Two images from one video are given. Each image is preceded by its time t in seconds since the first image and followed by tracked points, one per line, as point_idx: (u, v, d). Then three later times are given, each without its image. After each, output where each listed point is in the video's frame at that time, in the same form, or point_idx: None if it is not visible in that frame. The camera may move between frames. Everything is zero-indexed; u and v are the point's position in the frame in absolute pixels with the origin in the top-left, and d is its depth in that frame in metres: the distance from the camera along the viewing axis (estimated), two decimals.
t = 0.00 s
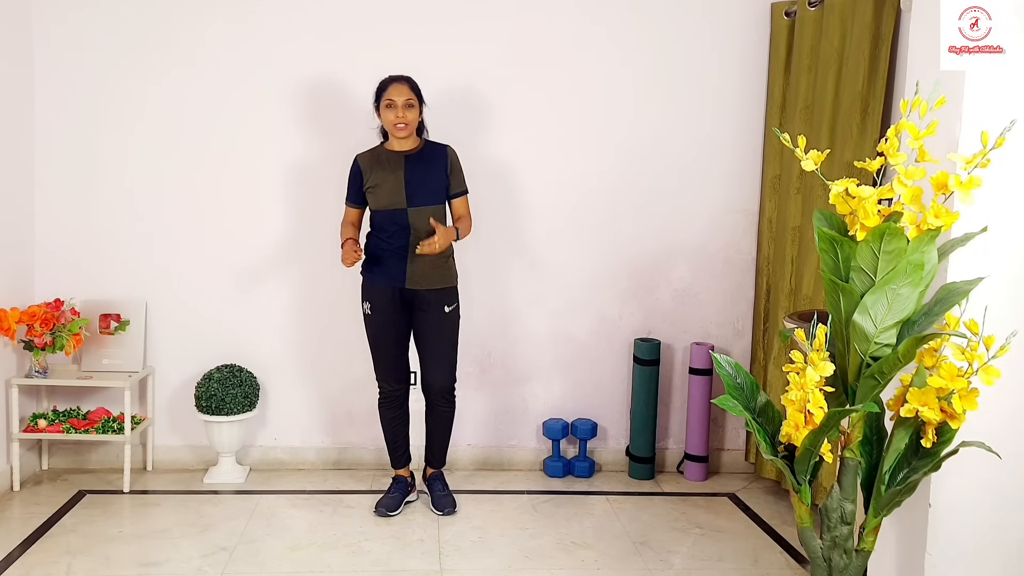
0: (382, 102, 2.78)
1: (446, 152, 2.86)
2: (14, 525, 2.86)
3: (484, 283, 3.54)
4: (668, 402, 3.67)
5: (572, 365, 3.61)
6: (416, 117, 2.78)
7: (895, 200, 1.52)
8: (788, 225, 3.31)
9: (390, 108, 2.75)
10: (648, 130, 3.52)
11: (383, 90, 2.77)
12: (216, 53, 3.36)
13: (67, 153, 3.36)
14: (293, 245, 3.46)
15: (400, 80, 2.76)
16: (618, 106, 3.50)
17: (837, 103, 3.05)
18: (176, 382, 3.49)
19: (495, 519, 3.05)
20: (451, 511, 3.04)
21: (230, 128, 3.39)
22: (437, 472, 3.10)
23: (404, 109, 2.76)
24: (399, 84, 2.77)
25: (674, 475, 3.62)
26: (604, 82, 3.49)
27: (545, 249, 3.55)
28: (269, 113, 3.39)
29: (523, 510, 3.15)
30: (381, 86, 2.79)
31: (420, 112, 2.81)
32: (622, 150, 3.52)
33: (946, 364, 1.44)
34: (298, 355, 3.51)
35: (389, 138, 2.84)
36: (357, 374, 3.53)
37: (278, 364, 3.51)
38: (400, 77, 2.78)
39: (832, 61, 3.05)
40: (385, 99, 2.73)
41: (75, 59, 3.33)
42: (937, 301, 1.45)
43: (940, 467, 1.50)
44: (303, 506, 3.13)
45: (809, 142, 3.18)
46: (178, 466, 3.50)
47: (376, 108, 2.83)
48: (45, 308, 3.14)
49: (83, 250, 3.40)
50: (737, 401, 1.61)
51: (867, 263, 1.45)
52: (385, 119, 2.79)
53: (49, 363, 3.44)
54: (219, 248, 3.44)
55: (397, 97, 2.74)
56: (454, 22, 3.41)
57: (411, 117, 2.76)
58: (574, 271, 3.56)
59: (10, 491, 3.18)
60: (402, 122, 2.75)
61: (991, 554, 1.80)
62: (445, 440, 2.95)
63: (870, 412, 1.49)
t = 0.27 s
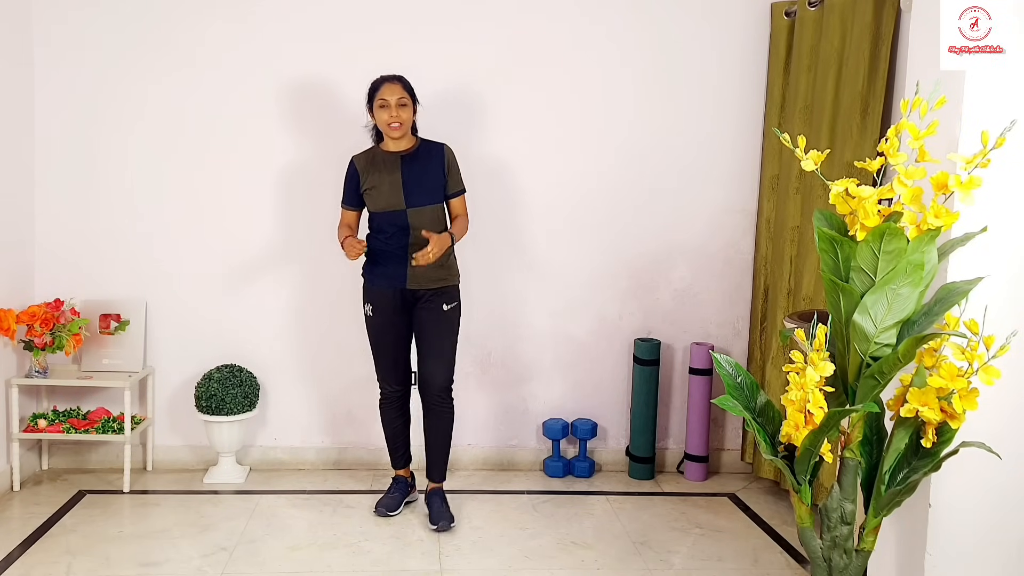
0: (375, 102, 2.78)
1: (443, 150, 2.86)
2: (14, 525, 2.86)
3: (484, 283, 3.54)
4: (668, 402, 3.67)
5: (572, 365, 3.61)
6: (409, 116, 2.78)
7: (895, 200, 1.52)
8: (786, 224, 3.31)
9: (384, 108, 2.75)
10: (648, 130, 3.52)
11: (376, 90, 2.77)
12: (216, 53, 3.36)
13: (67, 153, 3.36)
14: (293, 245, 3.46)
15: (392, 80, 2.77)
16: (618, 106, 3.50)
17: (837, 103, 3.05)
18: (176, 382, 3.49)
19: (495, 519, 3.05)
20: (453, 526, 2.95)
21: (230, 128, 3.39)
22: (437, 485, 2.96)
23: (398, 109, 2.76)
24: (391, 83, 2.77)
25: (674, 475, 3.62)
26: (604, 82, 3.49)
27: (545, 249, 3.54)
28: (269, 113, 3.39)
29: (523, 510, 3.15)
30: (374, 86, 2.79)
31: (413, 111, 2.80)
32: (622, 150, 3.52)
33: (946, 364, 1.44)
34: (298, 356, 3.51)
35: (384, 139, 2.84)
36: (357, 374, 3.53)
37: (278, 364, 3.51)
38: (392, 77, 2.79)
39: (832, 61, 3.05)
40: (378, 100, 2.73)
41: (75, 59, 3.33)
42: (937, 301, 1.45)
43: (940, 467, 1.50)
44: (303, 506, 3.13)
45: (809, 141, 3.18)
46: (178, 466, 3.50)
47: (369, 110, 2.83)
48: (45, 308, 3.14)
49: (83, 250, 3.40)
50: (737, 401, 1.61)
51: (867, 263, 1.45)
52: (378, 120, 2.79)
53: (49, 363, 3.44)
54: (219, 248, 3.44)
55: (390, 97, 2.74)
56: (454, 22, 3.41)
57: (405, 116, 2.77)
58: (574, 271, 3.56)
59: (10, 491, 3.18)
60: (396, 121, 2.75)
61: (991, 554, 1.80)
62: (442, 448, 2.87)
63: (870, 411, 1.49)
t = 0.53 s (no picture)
0: (384, 96, 2.77)
1: (452, 150, 2.85)
2: (14, 525, 2.86)
3: (484, 283, 3.54)
4: (668, 402, 3.68)
5: (572, 365, 3.61)
6: (418, 109, 2.76)
7: (895, 200, 1.52)
8: (785, 224, 3.31)
9: (392, 100, 2.74)
10: (648, 130, 3.52)
11: (386, 85, 2.77)
12: (216, 53, 3.36)
13: (67, 153, 3.36)
14: (293, 245, 3.46)
15: (401, 75, 2.77)
16: (619, 106, 3.50)
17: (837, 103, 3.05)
18: (176, 382, 3.49)
19: (495, 519, 3.05)
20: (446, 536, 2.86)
21: (230, 128, 3.39)
22: (431, 494, 2.89)
23: (406, 101, 2.75)
24: (401, 78, 2.77)
25: (674, 475, 3.62)
26: (604, 82, 3.49)
27: (545, 249, 3.55)
28: (269, 113, 3.39)
29: (523, 510, 3.15)
30: (384, 83, 2.80)
31: (422, 106, 2.79)
32: (622, 149, 3.52)
33: (946, 364, 1.44)
34: (298, 356, 3.51)
35: (393, 137, 2.82)
36: (357, 374, 3.53)
37: (278, 364, 3.51)
38: (402, 73, 2.79)
39: (832, 61, 3.06)
40: (387, 92, 2.73)
41: (75, 59, 3.33)
42: (937, 301, 1.45)
43: (940, 467, 1.50)
44: (303, 506, 3.13)
45: (808, 142, 3.18)
46: (178, 466, 3.50)
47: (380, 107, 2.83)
48: (45, 308, 3.14)
49: (83, 250, 3.40)
50: (737, 401, 1.61)
51: (868, 263, 1.45)
52: (387, 114, 2.77)
53: (49, 363, 3.44)
54: (219, 248, 3.44)
55: (398, 88, 2.73)
56: (454, 22, 3.41)
57: (413, 108, 2.75)
58: (574, 271, 3.56)
59: (10, 491, 3.18)
60: (404, 112, 2.73)
61: (991, 554, 1.80)
62: (437, 454, 2.86)
63: (870, 411, 1.49)
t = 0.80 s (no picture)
0: (401, 95, 2.72)
1: (468, 154, 2.79)
2: (14, 525, 2.86)
3: (484, 283, 3.54)
4: (668, 402, 3.68)
5: (572, 365, 3.61)
6: (435, 111, 2.72)
7: (895, 200, 1.52)
8: (784, 224, 3.32)
9: (410, 100, 2.70)
10: (648, 130, 3.52)
11: (403, 83, 2.73)
12: (216, 53, 3.36)
13: (67, 153, 3.36)
14: (293, 244, 3.46)
15: (419, 73, 2.72)
16: (619, 106, 3.50)
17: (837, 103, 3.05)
18: (176, 382, 3.49)
19: (495, 519, 3.05)
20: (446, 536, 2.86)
21: (229, 128, 3.39)
22: (431, 495, 2.89)
23: (424, 102, 2.70)
24: (420, 77, 2.72)
25: (674, 475, 3.62)
26: (604, 82, 3.48)
27: (544, 249, 3.54)
28: (269, 113, 3.39)
29: (523, 510, 3.15)
30: (402, 80, 2.75)
31: (440, 106, 2.75)
32: (622, 149, 3.52)
33: (946, 364, 1.44)
34: (298, 356, 3.51)
35: (410, 134, 2.77)
36: (357, 374, 3.54)
37: (278, 364, 3.51)
38: (422, 71, 2.74)
39: (832, 61, 3.05)
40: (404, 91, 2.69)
41: (75, 59, 3.33)
42: (937, 301, 1.45)
43: (940, 467, 1.50)
44: (303, 506, 3.13)
45: (808, 141, 3.18)
46: (178, 466, 3.50)
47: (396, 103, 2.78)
48: (45, 308, 3.14)
49: (83, 250, 3.40)
50: (737, 401, 1.61)
51: (868, 263, 1.45)
52: (404, 114, 2.73)
53: (49, 363, 3.44)
54: (219, 248, 3.44)
55: (415, 89, 2.69)
56: (454, 22, 3.41)
57: (431, 110, 2.70)
58: (574, 271, 3.56)
59: (10, 491, 3.18)
60: (421, 114, 2.69)
61: (991, 554, 1.80)
62: (438, 457, 2.84)
63: (869, 411, 1.49)
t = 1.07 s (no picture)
0: (402, 94, 2.69)
1: (469, 153, 2.78)
2: (14, 525, 2.86)
3: (484, 283, 3.54)
4: (668, 402, 3.68)
5: (572, 365, 3.61)
6: (438, 109, 2.70)
7: (895, 200, 1.52)
8: (783, 224, 3.32)
9: (411, 99, 2.67)
10: (648, 130, 3.52)
11: (404, 82, 2.70)
12: (216, 53, 3.36)
13: (67, 153, 3.36)
14: (293, 244, 3.46)
15: (420, 72, 2.69)
16: (619, 106, 3.50)
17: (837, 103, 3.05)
18: (176, 382, 3.49)
19: (495, 519, 3.05)
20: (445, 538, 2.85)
21: (229, 128, 3.39)
22: (431, 495, 2.89)
23: (426, 100, 2.68)
24: (420, 75, 2.69)
25: (674, 475, 3.62)
26: (604, 82, 3.49)
27: (544, 249, 3.55)
28: (268, 113, 3.39)
29: (523, 510, 3.15)
30: (402, 79, 2.72)
31: (441, 105, 2.72)
32: (622, 149, 3.52)
33: (946, 364, 1.44)
34: (298, 356, 3.51)
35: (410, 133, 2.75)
36: (357, 375, 3.54)
37: (277, 364, 3.51)
38: (421, 69, 2.71)
39: (832, 61, 3.05)
40: (406, 90, 2.66)
41: (75, 59, 3.33)
42: (937, 301, 1.45)
43: (940, 467, 1.50)
44: (303, 506, 3.14)
45: (808, 141, 3.19)
46: (178, 466, 3.50)
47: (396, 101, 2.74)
48: (45, 308, 3.14)
49: (83, 250, 3.40)
50: (737, 401, 1.61)
51: (868, 263, 1.45)
52: (406, 113, 2.70)
53: (49, 363, 3.43)
54: (219, 248, 3.44)
55: (418, 88, 2.66)
56: (453, 22, 3.41)
57: (433, 108, 2.68)
58: (574, 271, 3.56)
59: (10, 491, 3.18)
60: (424, 113, 2.67)
61: (991, 554, 1.80)
62: (438, 459, 2.84)
63: (869, 411, 1.49)
